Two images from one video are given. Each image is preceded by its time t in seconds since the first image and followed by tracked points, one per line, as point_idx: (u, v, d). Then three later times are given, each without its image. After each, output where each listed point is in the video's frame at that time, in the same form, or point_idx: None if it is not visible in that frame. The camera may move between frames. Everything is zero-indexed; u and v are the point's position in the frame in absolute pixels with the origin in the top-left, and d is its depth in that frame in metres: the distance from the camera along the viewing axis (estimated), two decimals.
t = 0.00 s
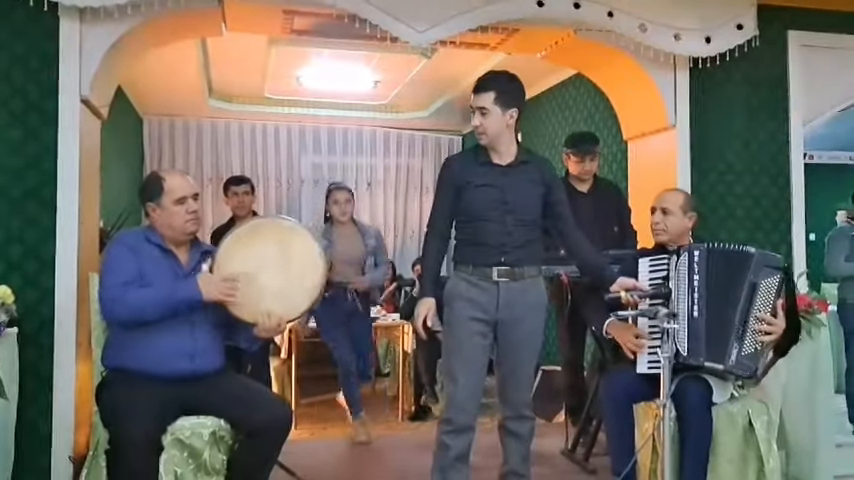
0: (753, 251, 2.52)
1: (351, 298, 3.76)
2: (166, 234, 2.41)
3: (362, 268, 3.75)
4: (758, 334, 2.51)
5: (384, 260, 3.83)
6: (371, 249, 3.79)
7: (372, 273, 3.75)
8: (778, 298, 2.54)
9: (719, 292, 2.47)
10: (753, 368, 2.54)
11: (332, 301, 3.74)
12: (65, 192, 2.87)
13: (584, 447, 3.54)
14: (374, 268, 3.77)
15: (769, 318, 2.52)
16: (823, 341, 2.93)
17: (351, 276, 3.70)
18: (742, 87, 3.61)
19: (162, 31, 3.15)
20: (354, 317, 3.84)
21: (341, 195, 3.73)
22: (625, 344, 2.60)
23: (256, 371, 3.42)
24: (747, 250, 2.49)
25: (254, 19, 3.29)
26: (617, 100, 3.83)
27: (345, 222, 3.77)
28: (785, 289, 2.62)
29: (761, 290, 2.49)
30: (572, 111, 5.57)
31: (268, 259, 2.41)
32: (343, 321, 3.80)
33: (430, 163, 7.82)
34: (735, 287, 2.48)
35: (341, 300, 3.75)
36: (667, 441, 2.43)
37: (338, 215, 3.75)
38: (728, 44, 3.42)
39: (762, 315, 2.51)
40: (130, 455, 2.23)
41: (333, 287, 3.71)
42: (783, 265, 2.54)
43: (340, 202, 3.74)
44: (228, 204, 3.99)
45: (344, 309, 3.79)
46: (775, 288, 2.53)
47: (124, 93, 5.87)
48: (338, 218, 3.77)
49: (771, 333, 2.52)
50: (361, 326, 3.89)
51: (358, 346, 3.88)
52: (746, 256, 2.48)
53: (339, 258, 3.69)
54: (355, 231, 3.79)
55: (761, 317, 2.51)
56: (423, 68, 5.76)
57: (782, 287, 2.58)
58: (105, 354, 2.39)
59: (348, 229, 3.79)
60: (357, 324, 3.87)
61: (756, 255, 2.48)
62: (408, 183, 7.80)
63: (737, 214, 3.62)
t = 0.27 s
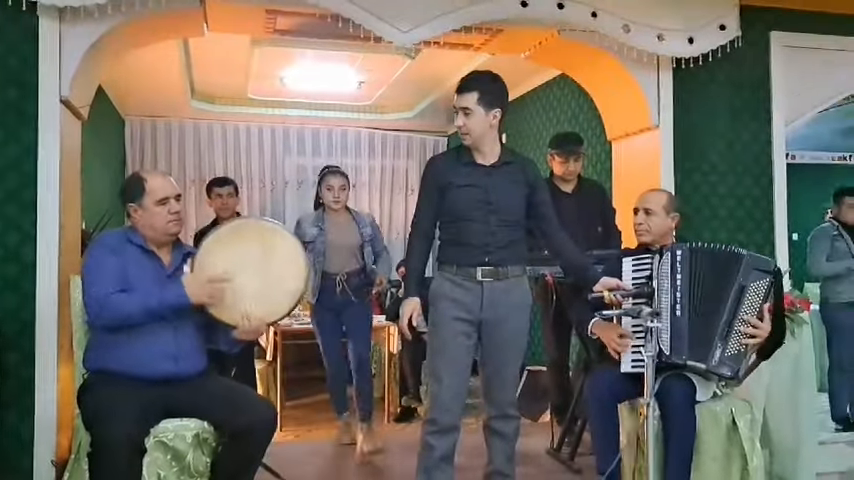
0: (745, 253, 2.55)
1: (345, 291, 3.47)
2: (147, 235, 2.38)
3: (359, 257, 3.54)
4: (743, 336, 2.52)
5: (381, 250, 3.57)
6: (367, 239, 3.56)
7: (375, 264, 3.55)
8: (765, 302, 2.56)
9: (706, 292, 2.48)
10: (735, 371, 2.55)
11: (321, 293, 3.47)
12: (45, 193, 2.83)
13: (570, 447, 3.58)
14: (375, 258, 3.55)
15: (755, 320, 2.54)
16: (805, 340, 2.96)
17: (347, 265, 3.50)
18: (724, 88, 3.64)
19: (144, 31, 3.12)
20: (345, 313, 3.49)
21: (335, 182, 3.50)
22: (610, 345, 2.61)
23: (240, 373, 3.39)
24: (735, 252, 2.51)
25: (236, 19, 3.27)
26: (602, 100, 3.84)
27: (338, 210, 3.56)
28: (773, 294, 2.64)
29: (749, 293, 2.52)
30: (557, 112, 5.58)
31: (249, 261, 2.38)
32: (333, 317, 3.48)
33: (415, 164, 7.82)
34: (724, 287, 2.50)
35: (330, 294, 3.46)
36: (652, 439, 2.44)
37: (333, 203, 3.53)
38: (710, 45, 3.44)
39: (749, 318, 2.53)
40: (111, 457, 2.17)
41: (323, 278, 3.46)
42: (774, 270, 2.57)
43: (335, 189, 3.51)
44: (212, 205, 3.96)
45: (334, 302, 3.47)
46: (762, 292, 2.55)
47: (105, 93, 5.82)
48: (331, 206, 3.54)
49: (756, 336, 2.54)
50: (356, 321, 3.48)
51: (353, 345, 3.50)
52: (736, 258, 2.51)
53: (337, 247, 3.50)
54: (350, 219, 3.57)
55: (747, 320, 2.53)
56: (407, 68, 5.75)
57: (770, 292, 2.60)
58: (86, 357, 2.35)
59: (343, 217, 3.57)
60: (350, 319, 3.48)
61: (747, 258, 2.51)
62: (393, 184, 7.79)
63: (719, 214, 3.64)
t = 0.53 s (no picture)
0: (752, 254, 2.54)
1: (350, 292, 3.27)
2: (146, 235, 2.38)
3: (365, 256, 3.36)
4: (743, 337, 2.51)
5: (391, 252, 3.41)
6: (375, 239, 3.37)
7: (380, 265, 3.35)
8: (769, 305, 2.53)
9: (706, 292, 2.49)
10: (733, 371, 2.54)
11: (325, 295, 3.28)
12: (43, 194, 2.83)
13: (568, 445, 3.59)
14: (380, 258, 3.36)
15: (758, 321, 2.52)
16: (803, 336, 2.93)
17: (350, 264, 3.31)
18: (721, 86, 3.64)
19: (141, 32, 3.12)
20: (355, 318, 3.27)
21: (346, 176, 3.31)
22: (607, 341, 2.61)
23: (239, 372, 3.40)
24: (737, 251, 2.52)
25: (232, 19, 3.28)
26: (599, 99, 3.84)
27: (347, 205, 3.36)
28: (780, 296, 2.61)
29: (753, 294, 2.50)
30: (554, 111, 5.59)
31: (244, 263, 2.39)
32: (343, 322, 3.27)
33: (412, 164, 7.83)
34: (728, 287, 2.50)
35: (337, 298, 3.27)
36: (648, 436, 2.40)
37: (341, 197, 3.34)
38: (707, 43, 3.45)
39: (752, 319, 2.51)
40: (110, 459, 2.19)
41: (327, 277, 3.29)
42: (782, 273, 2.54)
43: (345, 182, 3.33)
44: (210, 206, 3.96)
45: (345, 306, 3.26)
46: (768, 295, 2.52)
47: (103, 94, 5.82)
48: (340, 202, 3.36)
49: (756, 338, 2.52)
50: (367, 325, 3.28)
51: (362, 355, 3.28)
52: (743, 258, 2.51)
53: (342, 245, 3.31)
54: (359, 217, 3.39)
55: (749, 321, 2.51)
56: (404, 68, 5.75)
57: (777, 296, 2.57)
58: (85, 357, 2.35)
59: (351, 213, 3.39)
60: (360, 325, 3.27)
61: (753, 259, 2.50)
62: (391, 184, 7.81)
63: (717, 212, 3.65)
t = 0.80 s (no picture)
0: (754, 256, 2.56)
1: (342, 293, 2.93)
2: (139, 240, 2.38)
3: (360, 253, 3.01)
4: (740, 339, 2.53)
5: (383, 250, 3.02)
6: (367, 234, 2.99)
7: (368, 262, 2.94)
8: (768, 309, 2.55)
9: (706, 294, 2.52)
10: (727, 372, 2.55)
11: (316, 299, 2.95)
12: (37, 195, 2.83)
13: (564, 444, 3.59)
14: (369, 256, 2.95)
15: (756, 324, 2.54)
16: (797, 335, 2.91)
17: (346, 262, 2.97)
18: (714, 85, 3.65)
19: (134, 32, 3.12)
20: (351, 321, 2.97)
21: (343, 166, 2.93)
22: (603, 344, 2.63)
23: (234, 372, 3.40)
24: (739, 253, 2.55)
25: (225, 20, 3.28)
26: (593, 99, 3.86)
27: (345, 199, 3.00)
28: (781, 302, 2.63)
29: (753, 296, 2.52)
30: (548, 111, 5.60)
31: (241, 253, 2.35)
32: (339, 326, 2.94)
33: (407, 164, 7.83)
34: (727, 288, 2.53)
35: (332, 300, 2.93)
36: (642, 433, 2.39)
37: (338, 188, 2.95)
38: (700, 42, 3.46)
39: (751, 322, 2.53)
40: (105, 458, 2.19)
41: (319, 276, 2.97)
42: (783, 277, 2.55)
43: (341, 173, 2.95)
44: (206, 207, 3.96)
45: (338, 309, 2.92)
46: (768, 299, 2.54)
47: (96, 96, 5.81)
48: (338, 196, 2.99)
49: (753, 343, 2.53)
50: (361, 327, 2.97)
51: (357, 361, 3.00)
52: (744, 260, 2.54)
53: (334, 242, 2.98)
54: (355, 211, 3.03)
55: (747, 324, 2.53)
56: (398, 68, 5.75)
57: (778, 302, 2.58)
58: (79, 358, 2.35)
59: (348, 207, 3.03)
60: (356, 328, 2.96)
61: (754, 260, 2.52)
62: (385, 185, 7.81)
63: (711, 210, 3.66)
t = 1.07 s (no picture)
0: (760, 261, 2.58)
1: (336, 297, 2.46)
2: (135, 237, 2.40)
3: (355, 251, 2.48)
4: (740, 342, 2.54)
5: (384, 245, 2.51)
6: (365, 227, 2.49)
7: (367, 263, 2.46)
8: (771, 314, 2.56)
9: (710, 296, 2.52)
10: (726, 374, 2.56)
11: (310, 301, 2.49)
12: (36, 195, 2.83)
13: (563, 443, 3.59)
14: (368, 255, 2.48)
15: (758, 327, 2.55)
16: (796, 334, 2.91)
17: (338, 261, 2.50)
18: (713, 85, 3.66)
19: (134, 32, 3.12)
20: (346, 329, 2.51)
21: (341, 147, 2.43)
22: (601, 335, 2.63)
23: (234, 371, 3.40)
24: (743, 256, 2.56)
25: (224, 19, 3.28)
26: (592, 99, 3.86)
27: (343, 186, 2.48)
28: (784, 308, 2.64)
29: (756, 301, 2.53)
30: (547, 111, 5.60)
31: (234, 249, 2.35)
32: (333, 336, 2.51)
33: (406, 164, 7.83)
34: (731, 291, 2.54)
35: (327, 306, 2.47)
36: (640, 434, 2.40)
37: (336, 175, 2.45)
38: (698, 42, 3.46)
39: (752, 326, 2.53)
40: (103, 457, 2.19)
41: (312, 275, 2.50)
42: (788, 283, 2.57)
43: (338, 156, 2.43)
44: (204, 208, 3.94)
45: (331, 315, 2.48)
46: (771, 303, 2.55)
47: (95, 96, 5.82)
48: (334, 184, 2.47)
49: (755, 347, 2.56)
50: (356, 339, 2.50)
51: (350, 385, 2.49)
52: (750, 264, 2.55)
53: (328, 236, 2.50)
54: (353, 201, 2.53)
55: (749, 327, 2.53)
56: (397, 68, 5.75)
57: (781, 308, 2.58)
58: (77, 357, 2.35)
59: (347, 194, 2.52)
60: (349, 340, 2.50)
61: (761, 265, 2.54)
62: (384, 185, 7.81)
63: (709, 210, 3.66)
